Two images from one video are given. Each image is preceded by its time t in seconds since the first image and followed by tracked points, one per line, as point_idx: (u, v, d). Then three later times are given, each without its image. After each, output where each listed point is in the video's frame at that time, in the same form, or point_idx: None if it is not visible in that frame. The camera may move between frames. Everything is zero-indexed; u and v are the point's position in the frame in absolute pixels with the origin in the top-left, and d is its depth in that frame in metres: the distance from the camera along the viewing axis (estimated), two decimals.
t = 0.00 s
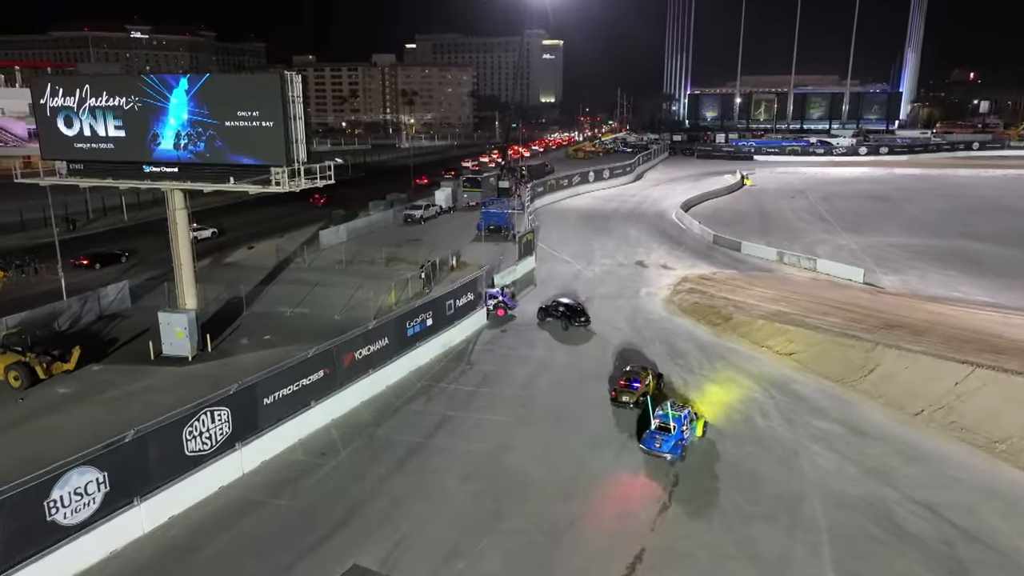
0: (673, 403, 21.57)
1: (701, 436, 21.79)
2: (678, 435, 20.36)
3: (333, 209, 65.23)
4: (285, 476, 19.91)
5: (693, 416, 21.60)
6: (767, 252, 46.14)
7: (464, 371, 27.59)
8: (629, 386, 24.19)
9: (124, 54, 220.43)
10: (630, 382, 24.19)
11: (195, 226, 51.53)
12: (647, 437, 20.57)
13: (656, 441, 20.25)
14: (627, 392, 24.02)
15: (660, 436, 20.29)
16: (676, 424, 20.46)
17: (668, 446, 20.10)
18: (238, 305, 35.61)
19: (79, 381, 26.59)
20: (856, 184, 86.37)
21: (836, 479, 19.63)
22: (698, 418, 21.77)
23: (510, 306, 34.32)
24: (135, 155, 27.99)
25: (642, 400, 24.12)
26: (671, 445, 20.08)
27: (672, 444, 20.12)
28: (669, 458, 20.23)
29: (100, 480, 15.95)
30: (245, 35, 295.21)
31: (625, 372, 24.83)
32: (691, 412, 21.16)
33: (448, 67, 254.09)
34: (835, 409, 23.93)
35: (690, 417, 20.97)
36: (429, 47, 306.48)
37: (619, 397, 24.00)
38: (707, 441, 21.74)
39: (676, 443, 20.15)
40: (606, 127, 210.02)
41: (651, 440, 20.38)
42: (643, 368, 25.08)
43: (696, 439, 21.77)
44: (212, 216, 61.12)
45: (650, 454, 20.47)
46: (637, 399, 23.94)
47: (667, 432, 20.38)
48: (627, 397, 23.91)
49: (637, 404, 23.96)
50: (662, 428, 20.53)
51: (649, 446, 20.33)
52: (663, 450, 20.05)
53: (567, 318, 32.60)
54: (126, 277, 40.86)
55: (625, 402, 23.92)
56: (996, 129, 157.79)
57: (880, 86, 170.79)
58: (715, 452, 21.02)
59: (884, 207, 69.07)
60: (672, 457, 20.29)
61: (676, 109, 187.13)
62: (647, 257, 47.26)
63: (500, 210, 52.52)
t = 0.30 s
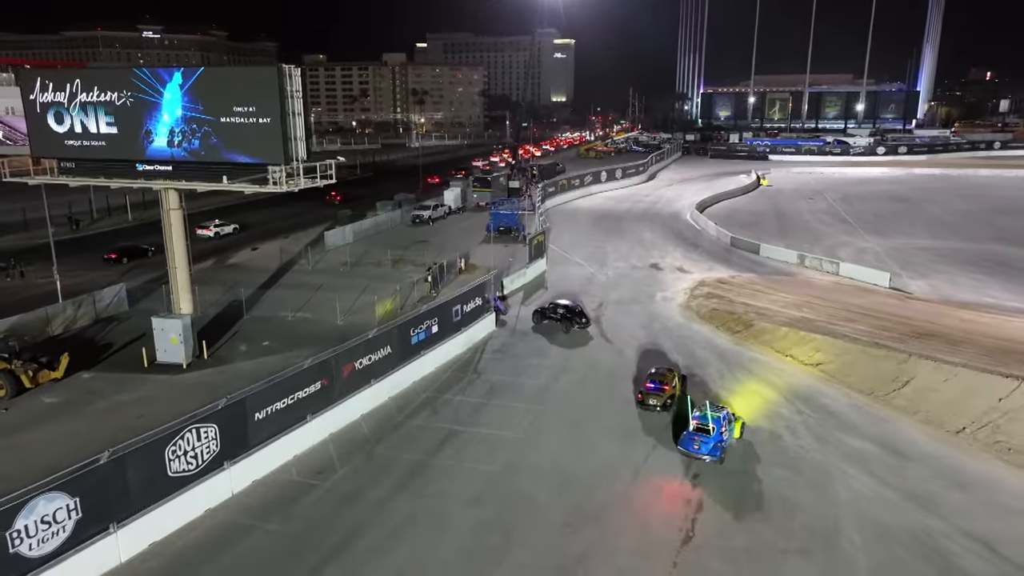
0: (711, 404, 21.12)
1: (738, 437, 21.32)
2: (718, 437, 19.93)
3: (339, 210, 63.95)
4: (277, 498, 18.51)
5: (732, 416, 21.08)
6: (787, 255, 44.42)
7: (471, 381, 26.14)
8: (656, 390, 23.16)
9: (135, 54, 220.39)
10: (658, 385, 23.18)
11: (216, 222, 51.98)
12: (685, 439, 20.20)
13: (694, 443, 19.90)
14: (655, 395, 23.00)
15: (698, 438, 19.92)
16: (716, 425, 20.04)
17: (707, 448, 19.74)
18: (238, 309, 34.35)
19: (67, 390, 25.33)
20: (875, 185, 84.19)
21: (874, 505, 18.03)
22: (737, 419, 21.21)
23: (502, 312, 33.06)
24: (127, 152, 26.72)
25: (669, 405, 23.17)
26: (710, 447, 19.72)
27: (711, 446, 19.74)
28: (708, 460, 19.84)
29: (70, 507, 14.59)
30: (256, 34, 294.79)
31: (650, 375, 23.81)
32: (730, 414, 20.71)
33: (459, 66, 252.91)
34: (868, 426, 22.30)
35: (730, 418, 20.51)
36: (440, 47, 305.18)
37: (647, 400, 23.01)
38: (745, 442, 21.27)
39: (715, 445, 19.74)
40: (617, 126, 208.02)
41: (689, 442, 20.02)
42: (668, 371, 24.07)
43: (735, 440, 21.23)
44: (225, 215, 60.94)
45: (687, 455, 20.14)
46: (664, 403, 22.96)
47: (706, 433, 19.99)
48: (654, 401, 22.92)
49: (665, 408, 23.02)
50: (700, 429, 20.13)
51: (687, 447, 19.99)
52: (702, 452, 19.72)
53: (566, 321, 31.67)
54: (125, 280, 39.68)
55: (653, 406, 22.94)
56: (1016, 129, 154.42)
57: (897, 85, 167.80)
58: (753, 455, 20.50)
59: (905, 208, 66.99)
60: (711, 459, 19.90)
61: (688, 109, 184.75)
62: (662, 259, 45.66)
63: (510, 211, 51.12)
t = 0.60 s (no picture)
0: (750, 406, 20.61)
1: (779, 441, 20.69)
2: (760, 439, 19.36)
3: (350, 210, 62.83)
4: (268, 521, 17.19)
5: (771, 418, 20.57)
6: (811, 258, 42.73)
7: (480, 392, 24.78)
8: (683, 393, 22.69)
9: (151, 54, 220.82)
10: (686, 388, 22.72)
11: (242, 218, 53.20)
12: (726, 442, 19.54)
13: (736, 446, 19.25)
14: (683, 398, 22.53)
15: (740, 441, 19.30)
16: (758, 427, 19.49)
17: (750, 451, 19.09)
18: (240, 313, 33.21)
19: (58, 398, 24.21)
20: (899, 185, 81.92)
21: (920, 536, 16.43)
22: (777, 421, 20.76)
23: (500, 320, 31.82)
24: (123, 151, 25.59)
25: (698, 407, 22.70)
26: (752, 449, 19.07)
27: (754, 448, 19.11)
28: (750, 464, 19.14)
29: (41, 536, 13.33)
30: (271, 33, 294.87)
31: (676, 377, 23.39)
32: (772, 418, 20.18)
33: (473, 65, 251.59)
34: (906, 446, 20.67)
35: (771, 421, 19.98)
36: (454, 46, 304.25)
37: (675, 403, 22.51)
38: (782, 452, 20.25)
39: (758, 447, 19.14)
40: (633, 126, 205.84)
41: (730, 444, 19.39)
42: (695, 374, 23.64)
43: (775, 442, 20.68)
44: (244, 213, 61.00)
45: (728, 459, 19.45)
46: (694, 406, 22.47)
47: (747, 436, 19.41)
48: (683, 404, 22.42)
49: (694, 412, 22.48)
50: (742, 432, 19.57)
51: (728, 450, 19.32)
52: (743, 454, 19.03)
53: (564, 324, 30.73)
54: (127, 282, 38.68)
55: (681, 410, 22.43)
56: None
57: (919, 84, 164.52)
58: (788, 471, 19.19)
59: (932, 210, 64.87)
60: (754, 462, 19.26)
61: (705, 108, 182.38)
62: (681, 262, 44.11)
63: (524, 211, 49.79)
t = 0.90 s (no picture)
0: (798, 407, 20.06)
1: (827, 442, 20.29)
2: (811, 442, 18.83)
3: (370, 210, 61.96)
4: (268, 543, 16.08)
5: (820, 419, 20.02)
6: (846, 262, 40.88)
7: (497, 402, 23.52)
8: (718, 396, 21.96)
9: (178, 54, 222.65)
10: (721, 391, 21.95)
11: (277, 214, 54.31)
12: (775, 444, 19.06)
13: (786, 448, 18.75)
14: (720, 402, 21.87)
15: (791, 443, 18.78)
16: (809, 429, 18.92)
17: (801, 454, 18.59)
18: (253, 315, 32.34)
19: (61, 403, 23.42)
20: (936, 186, 79.11)
21: None
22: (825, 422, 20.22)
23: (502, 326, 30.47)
24: (130, 148, 24.74)
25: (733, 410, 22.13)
26: (804, 452, 18.56)
27: (805, 451, 18.60)
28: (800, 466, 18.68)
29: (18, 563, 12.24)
30: (296, 32, 295.87)
31: (707, 377, 22.52)
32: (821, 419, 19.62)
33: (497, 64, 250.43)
34: (960, 471, 18.98)
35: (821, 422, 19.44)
36: (479, 45, 303.36)
37: (711, 407, 21.84)
38: (822, 474, 18.73)
39: (809, 450, 18.62)
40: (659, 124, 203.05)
41: (781, 447, 18.89)
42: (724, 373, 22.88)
43: (823, 445, 20.19)
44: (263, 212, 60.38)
45: (777, 460, 18.96)
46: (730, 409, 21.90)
47: (798, 438, 18.86)
48: (719, 409, 21.83)
49: (729, 415, 21.94)
50: (792, 434, 19.01)
51: (778, 453, 18.85)
52: (795, 457, 18.56)
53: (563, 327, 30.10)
54: (142, 282, 38.05)
55: (717, 414, 21.84)
56: None
57: (954, 82, 160.04)
58: (830, 497, 17.64)
59: (971, 211, 62.32)
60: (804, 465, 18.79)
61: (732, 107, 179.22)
62: (709, 265, 42.49)
63: (545, 211, 48.54)
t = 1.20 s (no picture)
0: (846, 405, 19.78)
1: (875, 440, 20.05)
2: (863, 442, 18.63)
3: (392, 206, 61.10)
4: (270, 563, 15.09)
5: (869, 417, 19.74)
6: (885, 264, 38.99)
7: (516, 410, 22.35)
8: (747, 396, 21.50)
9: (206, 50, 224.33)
10: (751, 391, 21.53)
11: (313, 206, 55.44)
12: (827, 444, 18.81)
13: (838, 449, 18.52)
14: (751, 402, 21.36)
15: (843, 443, 18.53)
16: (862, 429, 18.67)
17: (854, 454, 18.37)
18: (269, 314, 31.58)
19: (68, 405, 22.76)
20: (977, 184, 76.03)
21: None
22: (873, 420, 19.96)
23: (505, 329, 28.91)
24: (141, 142, 23.96)
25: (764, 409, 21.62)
26: (857, 453, 18.33)
27: (858, 451, 18.36)
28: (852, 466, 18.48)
29: None
30: (324, 28, 297.07)
31: (735, 379, 22.16)
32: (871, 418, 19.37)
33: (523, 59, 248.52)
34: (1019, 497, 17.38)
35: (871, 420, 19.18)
36: (505, 40, 301.70)
37: (742, 408, 21.30)
38: (867, 496, 17.31)
39: (863, 449, 18.37)
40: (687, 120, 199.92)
41: (833, 447, 18.64)
42: (751, 374, 22.52)
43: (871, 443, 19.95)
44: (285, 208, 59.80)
45: (828, 460, 18.75)
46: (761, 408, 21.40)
47: (850, 438, 18.60)
48: (751, 408, 21.28)
49: (762, 416, 21.37)
50: (844, 433, 18.75)
51: (830, 453, 18.62)
52: (847, 458, 18.35)
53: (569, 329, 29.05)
54: (159, 279, 37.51)
55: (749, 414, 21.27)
56: None
57: (994, 76, 154.87)
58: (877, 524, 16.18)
59: (1016, 211, 59.60)
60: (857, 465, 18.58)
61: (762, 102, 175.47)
62: (739, 266, 40.85)
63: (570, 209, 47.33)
